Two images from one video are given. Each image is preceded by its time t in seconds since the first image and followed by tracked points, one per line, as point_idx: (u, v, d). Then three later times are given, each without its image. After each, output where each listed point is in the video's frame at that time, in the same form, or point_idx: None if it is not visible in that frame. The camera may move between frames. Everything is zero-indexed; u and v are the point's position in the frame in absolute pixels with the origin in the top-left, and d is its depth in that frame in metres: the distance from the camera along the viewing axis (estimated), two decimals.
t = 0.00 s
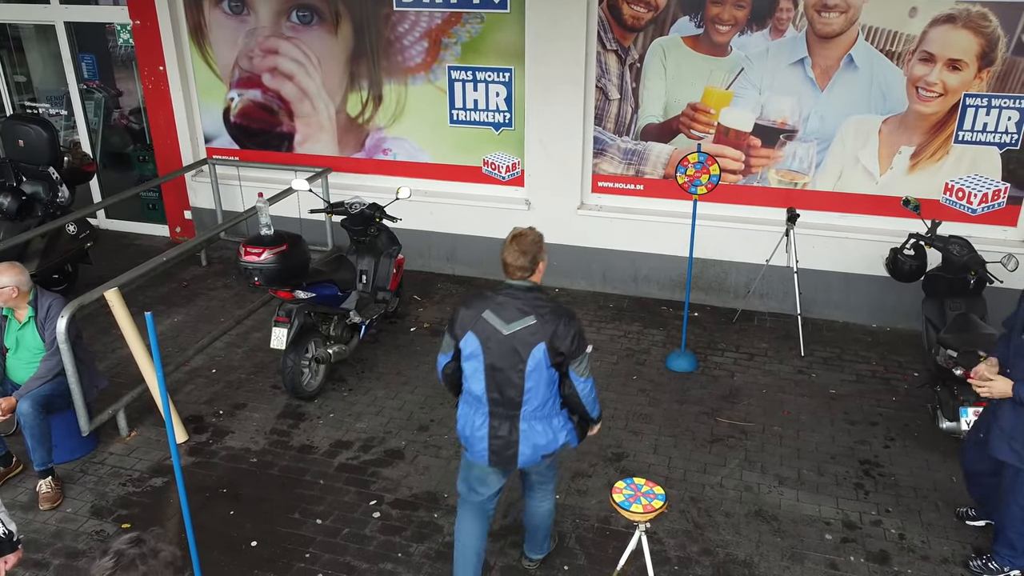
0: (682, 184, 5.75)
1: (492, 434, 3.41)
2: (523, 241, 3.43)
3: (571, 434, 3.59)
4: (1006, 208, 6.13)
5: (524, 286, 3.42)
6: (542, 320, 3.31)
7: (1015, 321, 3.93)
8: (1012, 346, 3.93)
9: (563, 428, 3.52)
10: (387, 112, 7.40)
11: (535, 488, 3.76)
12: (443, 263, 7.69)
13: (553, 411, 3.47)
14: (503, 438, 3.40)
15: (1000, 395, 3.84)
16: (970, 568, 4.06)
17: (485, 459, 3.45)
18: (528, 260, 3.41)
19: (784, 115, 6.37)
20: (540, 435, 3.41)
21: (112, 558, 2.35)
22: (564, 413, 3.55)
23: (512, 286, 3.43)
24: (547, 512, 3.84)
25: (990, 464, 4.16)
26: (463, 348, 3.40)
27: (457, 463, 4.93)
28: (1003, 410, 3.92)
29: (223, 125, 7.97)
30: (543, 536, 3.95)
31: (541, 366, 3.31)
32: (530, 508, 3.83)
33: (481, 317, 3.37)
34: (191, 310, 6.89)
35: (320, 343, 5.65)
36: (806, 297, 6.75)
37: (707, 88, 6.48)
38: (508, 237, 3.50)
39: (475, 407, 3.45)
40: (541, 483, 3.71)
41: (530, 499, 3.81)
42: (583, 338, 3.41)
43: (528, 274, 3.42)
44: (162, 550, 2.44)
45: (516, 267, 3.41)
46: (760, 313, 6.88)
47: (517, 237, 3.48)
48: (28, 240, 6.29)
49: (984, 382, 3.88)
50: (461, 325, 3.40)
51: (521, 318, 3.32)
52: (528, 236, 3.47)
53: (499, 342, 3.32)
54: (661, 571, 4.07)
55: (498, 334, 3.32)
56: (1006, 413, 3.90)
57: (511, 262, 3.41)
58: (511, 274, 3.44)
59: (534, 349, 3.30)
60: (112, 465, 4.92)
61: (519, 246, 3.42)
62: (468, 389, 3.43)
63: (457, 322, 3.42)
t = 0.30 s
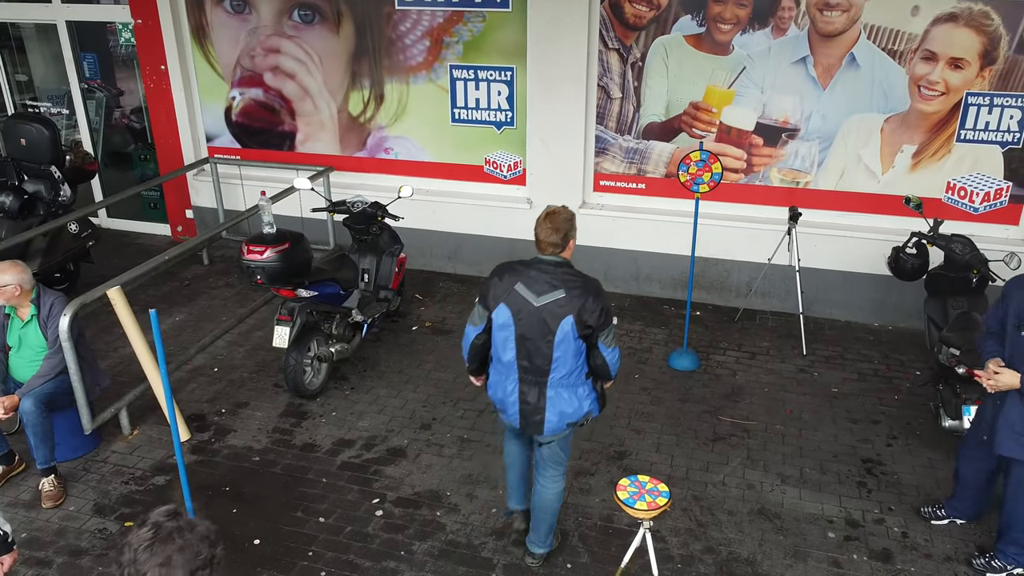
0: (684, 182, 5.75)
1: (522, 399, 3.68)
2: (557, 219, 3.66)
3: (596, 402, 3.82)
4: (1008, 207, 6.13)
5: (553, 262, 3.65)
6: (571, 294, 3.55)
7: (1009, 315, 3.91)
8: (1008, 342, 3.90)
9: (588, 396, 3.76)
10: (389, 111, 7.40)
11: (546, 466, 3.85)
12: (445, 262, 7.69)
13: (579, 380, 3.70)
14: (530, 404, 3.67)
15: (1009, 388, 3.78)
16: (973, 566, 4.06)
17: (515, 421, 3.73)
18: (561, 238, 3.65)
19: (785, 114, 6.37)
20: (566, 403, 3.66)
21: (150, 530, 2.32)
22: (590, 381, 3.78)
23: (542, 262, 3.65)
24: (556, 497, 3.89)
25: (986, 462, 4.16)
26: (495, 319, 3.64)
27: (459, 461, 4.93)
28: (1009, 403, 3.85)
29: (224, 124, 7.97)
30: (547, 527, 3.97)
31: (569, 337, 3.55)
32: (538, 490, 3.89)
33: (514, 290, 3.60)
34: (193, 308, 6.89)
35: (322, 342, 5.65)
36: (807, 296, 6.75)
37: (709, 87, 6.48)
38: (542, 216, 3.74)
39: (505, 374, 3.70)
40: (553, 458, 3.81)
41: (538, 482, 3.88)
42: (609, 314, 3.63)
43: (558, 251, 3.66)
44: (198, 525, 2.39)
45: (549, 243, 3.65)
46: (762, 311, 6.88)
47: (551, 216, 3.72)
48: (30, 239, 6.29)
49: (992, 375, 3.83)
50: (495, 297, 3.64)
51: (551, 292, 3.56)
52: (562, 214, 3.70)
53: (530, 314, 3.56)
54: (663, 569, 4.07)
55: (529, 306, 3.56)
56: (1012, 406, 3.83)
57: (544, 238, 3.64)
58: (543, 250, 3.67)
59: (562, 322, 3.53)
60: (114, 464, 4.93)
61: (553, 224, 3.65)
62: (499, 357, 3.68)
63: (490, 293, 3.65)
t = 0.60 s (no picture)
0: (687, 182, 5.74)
1: (539, 377, 3.77)
2: (570, 205, 3.74)
3: (610, 380, 3.88)
4: (1011, 207, 6.13)
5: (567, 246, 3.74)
6: (580, 276, 3.63)
7: (996, 304, 4.00)
8: (997, 331, 3.98)
9: (602, 373, 3.83)
10: (391, 111, 7.40)
11: (562, 444, 3.93)
12: (447, 261, 7.69)
13: (591, 358, 3.79)
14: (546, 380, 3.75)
15: (1004, 376, 3.81)
16: (977, 566, 4.05)
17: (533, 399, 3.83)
18: (574, 223, 3.73)
19: (788, 114, 6.36)
20: (580, 379, 3.74)
21: (184, 488, 2.52)
22: (602, 359, 3.86)
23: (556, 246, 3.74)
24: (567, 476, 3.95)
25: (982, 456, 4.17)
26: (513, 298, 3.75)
27: (463, 461, 4.93)
28: (1002, 391, 3.89)
29: (226, 124, 7.96)
30: (556, 509, 4.01)
31: (579, 314, 3.64)
32: (552, 469, 3.96)
33: (529, 272, 3.69)
34: (195, 308, 6.89)
35: (324, 341, 5.64)
36: (810, 296, 6.75)
37: (711, 86, 6.47)
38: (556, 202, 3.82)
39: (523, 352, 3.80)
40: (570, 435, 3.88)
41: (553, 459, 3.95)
42: (618, 293, 3.70)
43: (572, 235, 3.75)
44: (229, 485, 2.58)
45: (563, 229, 3.75)
46: (764, 311, 6.88)
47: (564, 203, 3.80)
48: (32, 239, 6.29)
49: (987, 364, 3.86)
50: (513, 278, 3.74)
51: (563, 273, 3.64)
52: (575, 201, 3.78)
53: (542, 295, 3.65)
54: (668, 568, 4.06)
55: (542, 287, 3.65)
56: (1008, 395, 3.86)
57: (558, 224, 3.74)
58: (558, 235, 3.77)
59: (571, 301, 3.62)
60: (117, 463, 4.92)
61: (566, 210, 3.73)
62: (517, 336, 3.78)
63: (509, 275, 3.77)
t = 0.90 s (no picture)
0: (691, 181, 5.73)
1: (556, 338, 4.37)
2: (587, 179, 4.29)
3: (626, 343, 4.39)
4: (1015, 207, 6.12)
5: (583, 217, 4.30)
6: (588, 247, 4.20)
7: (989, 295, 4.03)
8: (988, 321, 4.02)
9: (615, 338, 4.35)
10: (394, 111, 7.39)
11: (609, 387, 4.55)
12: (450, 261, 7.68)
13: (604, 323, 4.34)
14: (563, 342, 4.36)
15: (996, 367, 3.82)
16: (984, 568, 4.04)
17: (551, 357, 4.43)
18: (590, 197, 4.28)
19: (792, 114, 6.36)
20: (592, 342, 4.33)
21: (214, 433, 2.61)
22: (617, 325, 4.37)
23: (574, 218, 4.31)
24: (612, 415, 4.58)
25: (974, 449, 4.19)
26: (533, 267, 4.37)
27: (467, 461, 4.92)
28: (995, 382, 3.90)
29: (228, 123, 7.96)
30: (602, 441, 4.67)
31: (586, 284, 4.22)
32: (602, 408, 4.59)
33: (546, 244, 4.30)
34: (198, 308, 6.88)
35: (328, 341, 5.62)
36: (813, 296, 6.75)
37: (715, 86, 6.47)
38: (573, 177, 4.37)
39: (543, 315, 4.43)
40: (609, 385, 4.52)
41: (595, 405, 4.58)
42: (628, 265, 4.20)
43: (587, 208, 4.30)
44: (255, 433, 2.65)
45: (579, 201, 4.30)
46: (768, 311, 6.88)
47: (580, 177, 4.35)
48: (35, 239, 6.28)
49: (979, 354, 3.88)
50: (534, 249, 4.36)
51: (575, 244, 4.23)
52: (590, 176, 4.33)
53: (555, 265, 4.25)
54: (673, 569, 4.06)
55: (556, 257, 4.25)
56: (1000, 384, 3.88)
57: (575, 197, 4.29)
58: (575, 207, 4.32)
59: (580, 270, 4.21)
60: (121, 463, 4.91)
61: (584, 184, 4.28)
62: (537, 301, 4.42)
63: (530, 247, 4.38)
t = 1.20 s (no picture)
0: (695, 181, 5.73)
1: (578, 325, 4.41)
2: (618, 174, 4.34)
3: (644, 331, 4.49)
4: (1019, 206, 6.11)
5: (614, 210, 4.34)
6: (618, 238, 4.24)
7: (993, 294, 4.02)
8: (992, 320, 4.00)
9: (635, 325, 4.43)
10: (396, 110, 7.39)
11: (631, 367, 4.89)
12: (452, 261, 7.68)
13: (626, 311, 4.39)
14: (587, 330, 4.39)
15: (1002, 368, 3.79)
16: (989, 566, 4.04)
17: (571, 343, 4.46)
18: (620, 190, 4.32)
19: (795, 113, 6.36)
20: (614, 329, 4.36)
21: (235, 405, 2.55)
22: (636, 313, 4.45)
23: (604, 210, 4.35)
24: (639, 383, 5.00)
25: (973, 446, 4.21)
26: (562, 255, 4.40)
27: (471, 461, 4.91)
28: (997, 380, 3.90)
29: (231, 123, 7.96)
30: (639, 403, 5.14)
31: (615, 273, 4.27)
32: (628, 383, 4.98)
33: (575, 233, 4.33)
34: (201, 307, 6.88)
35: (332, 340, 5.62)
36: (816, 296, 6.74)
37: (718, 86, 6.47)
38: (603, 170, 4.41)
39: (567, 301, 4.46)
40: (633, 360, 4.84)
41: (624, 377, 4.99)
42: (654, 256, 4.27)
43: (617, 201, 4.34)
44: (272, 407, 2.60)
45: (609, 193, 4.33)
46: (771, 311, 6.87)
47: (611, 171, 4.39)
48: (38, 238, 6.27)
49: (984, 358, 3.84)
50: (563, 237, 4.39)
51: (605, 235, 4.27)
52: (621, 170, 4.38)
53: (584, 252, 4.28)
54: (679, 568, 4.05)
55: (585, 246, 4.29)
56: (1003, 383, 3.88)
57: (606, 190, 4.32)
58: (606, 200, 4.35)
59: (610, 260, 4.25)
60: (125, 463, 4.91)
61: (615, 177, 4.32)
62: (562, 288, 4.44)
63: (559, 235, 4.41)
